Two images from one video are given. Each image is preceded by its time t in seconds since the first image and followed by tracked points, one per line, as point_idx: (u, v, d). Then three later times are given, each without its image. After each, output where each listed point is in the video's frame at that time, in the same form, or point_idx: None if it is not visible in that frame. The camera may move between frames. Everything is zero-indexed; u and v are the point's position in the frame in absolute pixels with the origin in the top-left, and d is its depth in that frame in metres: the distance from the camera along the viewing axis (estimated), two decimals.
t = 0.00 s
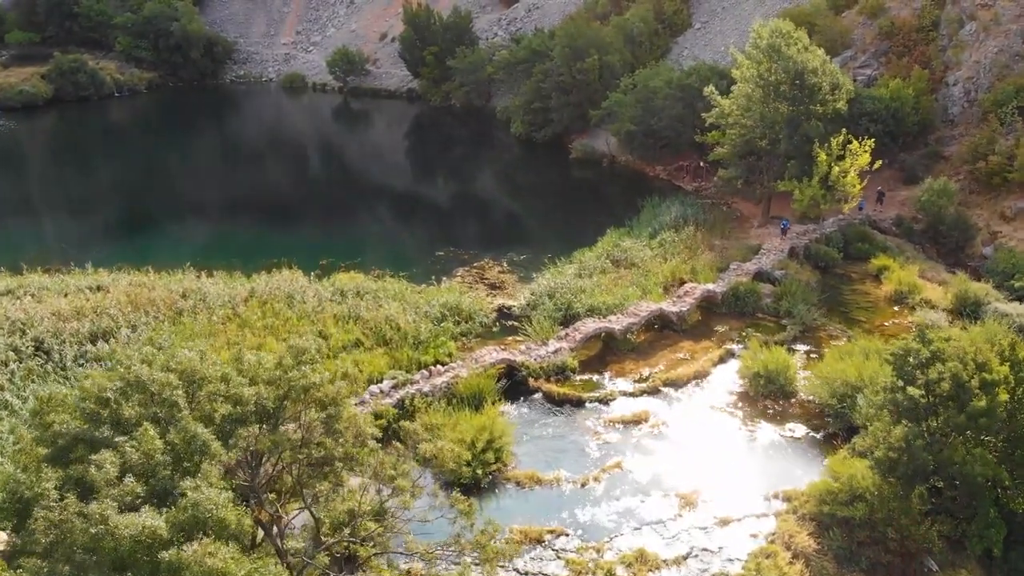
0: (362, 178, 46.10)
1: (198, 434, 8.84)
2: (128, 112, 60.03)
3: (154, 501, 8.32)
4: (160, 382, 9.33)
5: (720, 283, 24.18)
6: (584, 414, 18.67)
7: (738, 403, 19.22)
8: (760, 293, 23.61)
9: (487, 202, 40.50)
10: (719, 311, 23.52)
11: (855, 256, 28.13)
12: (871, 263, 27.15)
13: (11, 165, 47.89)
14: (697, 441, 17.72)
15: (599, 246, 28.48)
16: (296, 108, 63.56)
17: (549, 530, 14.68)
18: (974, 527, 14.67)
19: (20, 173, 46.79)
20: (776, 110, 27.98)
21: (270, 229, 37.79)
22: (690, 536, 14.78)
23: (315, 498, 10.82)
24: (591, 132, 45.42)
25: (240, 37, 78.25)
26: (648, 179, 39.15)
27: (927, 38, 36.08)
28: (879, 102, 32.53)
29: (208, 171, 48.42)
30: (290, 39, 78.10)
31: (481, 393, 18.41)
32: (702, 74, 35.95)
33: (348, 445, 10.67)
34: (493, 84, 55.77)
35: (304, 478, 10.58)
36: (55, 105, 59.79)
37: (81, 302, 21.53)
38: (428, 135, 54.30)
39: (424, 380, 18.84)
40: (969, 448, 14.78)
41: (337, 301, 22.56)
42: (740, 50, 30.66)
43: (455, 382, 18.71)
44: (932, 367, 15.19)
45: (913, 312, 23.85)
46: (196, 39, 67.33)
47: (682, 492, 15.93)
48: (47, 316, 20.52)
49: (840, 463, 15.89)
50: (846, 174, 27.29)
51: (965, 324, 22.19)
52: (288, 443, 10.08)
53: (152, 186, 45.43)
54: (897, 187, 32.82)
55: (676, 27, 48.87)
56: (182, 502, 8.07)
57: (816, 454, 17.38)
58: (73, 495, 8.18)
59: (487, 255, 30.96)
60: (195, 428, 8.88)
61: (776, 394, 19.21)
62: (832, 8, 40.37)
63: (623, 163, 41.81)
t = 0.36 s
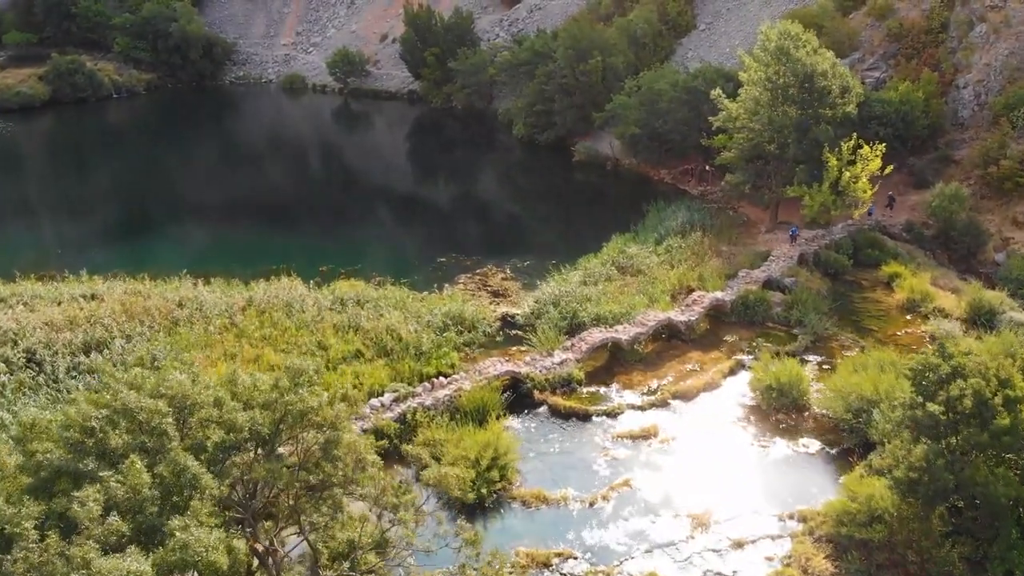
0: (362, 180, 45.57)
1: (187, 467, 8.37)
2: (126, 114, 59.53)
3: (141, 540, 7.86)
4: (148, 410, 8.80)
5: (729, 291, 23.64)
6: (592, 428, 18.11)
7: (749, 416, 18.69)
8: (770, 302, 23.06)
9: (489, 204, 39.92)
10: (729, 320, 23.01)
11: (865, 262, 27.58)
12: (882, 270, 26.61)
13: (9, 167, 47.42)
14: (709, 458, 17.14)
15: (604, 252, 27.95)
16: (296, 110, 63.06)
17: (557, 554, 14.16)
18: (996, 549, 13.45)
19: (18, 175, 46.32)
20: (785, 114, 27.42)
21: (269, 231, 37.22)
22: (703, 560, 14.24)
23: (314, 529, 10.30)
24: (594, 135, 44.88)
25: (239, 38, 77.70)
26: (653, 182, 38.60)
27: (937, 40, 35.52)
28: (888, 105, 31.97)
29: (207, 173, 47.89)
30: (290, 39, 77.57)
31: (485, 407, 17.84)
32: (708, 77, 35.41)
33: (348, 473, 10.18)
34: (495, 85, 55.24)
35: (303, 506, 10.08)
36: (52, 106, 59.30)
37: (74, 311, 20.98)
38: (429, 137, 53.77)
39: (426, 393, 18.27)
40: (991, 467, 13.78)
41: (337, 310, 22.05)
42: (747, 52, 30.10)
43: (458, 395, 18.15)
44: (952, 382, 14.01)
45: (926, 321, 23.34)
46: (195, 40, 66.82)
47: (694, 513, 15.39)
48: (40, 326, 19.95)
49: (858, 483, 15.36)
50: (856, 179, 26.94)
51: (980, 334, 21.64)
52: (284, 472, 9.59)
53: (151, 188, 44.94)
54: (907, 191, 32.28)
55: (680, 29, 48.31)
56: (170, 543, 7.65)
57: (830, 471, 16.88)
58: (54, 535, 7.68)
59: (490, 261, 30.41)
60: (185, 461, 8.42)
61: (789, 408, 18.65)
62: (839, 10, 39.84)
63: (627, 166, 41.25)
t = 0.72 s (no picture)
0: (363, 181, 45.09)
1: (177, 504, 7.84)
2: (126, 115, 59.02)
3: None
4: (137, 440, 8.27)
5: (739, 299, 23.09)
6: (600, 443, 17.57)
7: (762, 430, 18.15)
8: (782, 310, 22.50)
9: (491, 207, 39.38)
10: (739, 329, 22.46)
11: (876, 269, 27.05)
12: (894, 277, 26.07)
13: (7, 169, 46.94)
14: (722, 475, 16.59)
15: (611, 258, 27.42)
16: (297, 111, 62.61)
17: None
18: None
19: (16, 177, 45.83)
20: (794, 117, 26.85)
21: (269, 233, 36.72)
22: None
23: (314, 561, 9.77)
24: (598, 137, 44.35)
25: (240, 38, 77.18)
26: (658, 186, 38.05)
27: (947, 42, 35.00)
28: (899, 108, 31.43)
29: (207, 174, 47.41)
30: (291, 40, 77.05)
31: (490, 421, 17.30)
32: (715, 79, 34.87)
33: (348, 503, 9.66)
34: (498, 87, 54.73)
35: (303, 536, 9.49)
36: (51, 108, 58.85)
37: (68, 320, 20.45)
38: (430, 138, 53.31)
39: (429, 407, 17.74)
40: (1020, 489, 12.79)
41: (338, 319, 21.52)
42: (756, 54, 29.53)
43: (462, 408, 17.63)
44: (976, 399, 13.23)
45: (940, 331, 22.81)
46: (195, 40, 66.34)
47: (707, 535, 14.82)
48: (33, 336, 19.39)
49: (877, 503, 14.81)
50: (868, 184, 26.44)
51: (998, 344, 21.09)
52: (280, 504, 9.08)
53: (151, 191, 44.25)
54: (918, 196, 31.75)
55: (685, 30, 47.78)
56: None
57: (847, 489, 16.34)
58: None
59: (493, 267, 29.85)
60: (174, 496, 7.87)
61: (804, 421, 18.10)
62: (847, 11, 39.31)
63: (632, 169, 40.72)
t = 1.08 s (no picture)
0: (364, 183, 44.62)
1: (165, 546, 7.33)
2: (126, 117, 58.53)
3: None
4: (124, 475, 7.76)
5: (750, 308, 22.55)
6: (609, 459, 17.04)
7: (777, 446, 17.61)
8: (794, 320, 21.95)
9: (494, 209, 38.86)
10: (750, 340, 21.95)
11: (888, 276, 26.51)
12: (907, 284, 25.53)
13: (6, 171, 46.45)
14: (736, 494, 16.05)
15: (617, 265, 26.91)
16: (298, 112, 62.14)
17: None
18: None
19: (15, 179, 45.34)
20: (805, 121, 26.27)
21: (270, 235, 36.22)
22: None
23: None
24: (603, 139, 43.82)
25: (240, 39, 76.69)
26: (664, 189, 37.54)
27: (958, 44, 34.42)
28: (910, 112, 30.88)
29: (207, 176, 46.91)
30: (292, 41, 76.55)
31: (496, 437, 16.75)
32: (723, 82, 34.31)
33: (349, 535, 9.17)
34: (501, 88, 54.19)
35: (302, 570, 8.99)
36: (50, 109, 58.40)
37: (62, 330, 19.93)
38: (432, 140, 52.87)
39: (433, 422, 17.20)
40: None
41: (339, 329, 21.04)
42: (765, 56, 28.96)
43: (467, 423, 17.08)
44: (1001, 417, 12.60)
45: (956, 341, 22.24)
46: (196, 41, 65.87)
47: (722, 558, 14.26)
48: (25, 347, 18.87)
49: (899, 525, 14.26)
50: (881, 190, 25.89)
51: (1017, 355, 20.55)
52: (277, 539, 8.57)
53: (151, 192, 43.78)
54: (929, 201, 31.19)
55: (691, 31, 47.23)
56: None
57: (866, 508, 15.79)
58: None
59: (496, 272, 29.32)
60: (162, 538, 7.35)
61: (819, 437, 17.56)
62: (856, 13, 38.75)
63: (637, 172, 40.16)
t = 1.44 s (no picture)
0: (367, 185, 44.12)
1: None
2: (127, 118, 58.08)
3: None
4: (109, 513, 7.26)
5: (761, 318, 21.99)
6: (619, 477, 16.47)
7: (792, 462, 17.06)
8: (807, 330, 21.39)
9: (499, 212, 38.33)
10: (762, 350, 21.41)
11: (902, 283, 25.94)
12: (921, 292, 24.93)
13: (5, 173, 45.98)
14: (751, 513, 15.50)
15: (625, 272, 26.39)
16: (300, 114, 61.64)
17: None
18: None
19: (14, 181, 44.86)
20: (817, 126, 25.69)
21: (271, 238, 35.70)
22: None
23: None
24: (609, 142, 43.28)
25: (242, 40, 76.24)
26: (671, 193, 37.03)
27: (970, 46, 33.85)
28: (923, 115, 30.30)
29: (208, 178, 46.41)
30: (294, 42, 76.06)
31: (503, 454, 16.17)
32: (732, 84, 33.77)
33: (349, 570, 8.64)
34: (505, 90, 53.62)
35: None
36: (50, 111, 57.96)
37: (56, 340, 19.41)
38: (435, 142, 52.38)
39: (437, 437, 16.65)
40: None
41: (341, 340, 20.53)
42: (776, 59, 28.38)
43: (472, 439, 16.52)
44: None
45: (973, 351, 21.62)
46: (197, 42, 65.41)
47: None
48: (18, 358, 18.36)
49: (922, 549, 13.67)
50: (895, 196, 25.30)
51: None
52: None
53: (152, 195, 43.26)
54: (942, 206, 30.61)
55: (698, 32, 46.72)
56: None
57: (886, 529, 15.21)
58: None
59: (501, 277, 28.76)
60: None
61: (837, 454, 16.99)
62: (866, 14, 38.25)
63: (643, 176, 39.65)
